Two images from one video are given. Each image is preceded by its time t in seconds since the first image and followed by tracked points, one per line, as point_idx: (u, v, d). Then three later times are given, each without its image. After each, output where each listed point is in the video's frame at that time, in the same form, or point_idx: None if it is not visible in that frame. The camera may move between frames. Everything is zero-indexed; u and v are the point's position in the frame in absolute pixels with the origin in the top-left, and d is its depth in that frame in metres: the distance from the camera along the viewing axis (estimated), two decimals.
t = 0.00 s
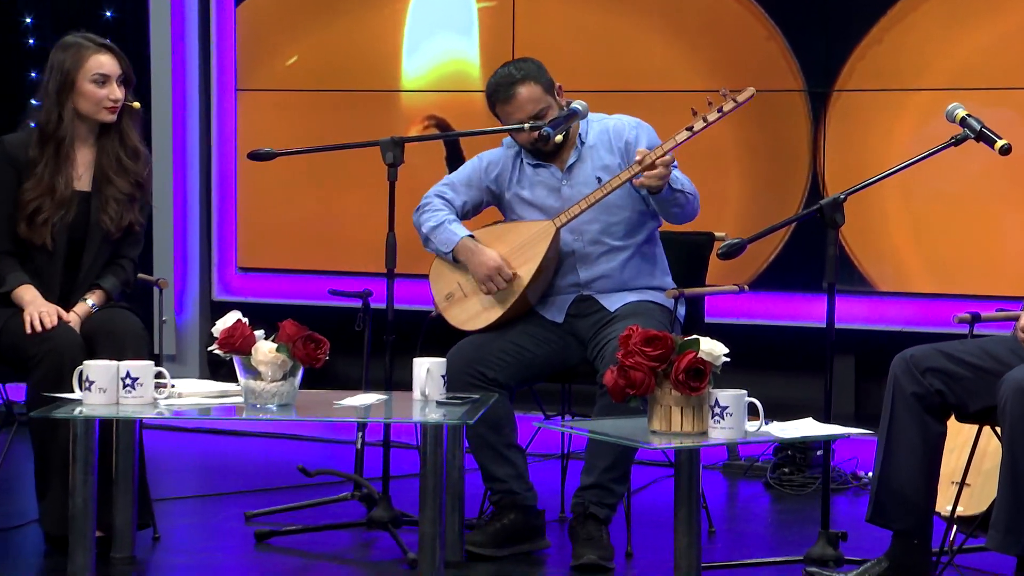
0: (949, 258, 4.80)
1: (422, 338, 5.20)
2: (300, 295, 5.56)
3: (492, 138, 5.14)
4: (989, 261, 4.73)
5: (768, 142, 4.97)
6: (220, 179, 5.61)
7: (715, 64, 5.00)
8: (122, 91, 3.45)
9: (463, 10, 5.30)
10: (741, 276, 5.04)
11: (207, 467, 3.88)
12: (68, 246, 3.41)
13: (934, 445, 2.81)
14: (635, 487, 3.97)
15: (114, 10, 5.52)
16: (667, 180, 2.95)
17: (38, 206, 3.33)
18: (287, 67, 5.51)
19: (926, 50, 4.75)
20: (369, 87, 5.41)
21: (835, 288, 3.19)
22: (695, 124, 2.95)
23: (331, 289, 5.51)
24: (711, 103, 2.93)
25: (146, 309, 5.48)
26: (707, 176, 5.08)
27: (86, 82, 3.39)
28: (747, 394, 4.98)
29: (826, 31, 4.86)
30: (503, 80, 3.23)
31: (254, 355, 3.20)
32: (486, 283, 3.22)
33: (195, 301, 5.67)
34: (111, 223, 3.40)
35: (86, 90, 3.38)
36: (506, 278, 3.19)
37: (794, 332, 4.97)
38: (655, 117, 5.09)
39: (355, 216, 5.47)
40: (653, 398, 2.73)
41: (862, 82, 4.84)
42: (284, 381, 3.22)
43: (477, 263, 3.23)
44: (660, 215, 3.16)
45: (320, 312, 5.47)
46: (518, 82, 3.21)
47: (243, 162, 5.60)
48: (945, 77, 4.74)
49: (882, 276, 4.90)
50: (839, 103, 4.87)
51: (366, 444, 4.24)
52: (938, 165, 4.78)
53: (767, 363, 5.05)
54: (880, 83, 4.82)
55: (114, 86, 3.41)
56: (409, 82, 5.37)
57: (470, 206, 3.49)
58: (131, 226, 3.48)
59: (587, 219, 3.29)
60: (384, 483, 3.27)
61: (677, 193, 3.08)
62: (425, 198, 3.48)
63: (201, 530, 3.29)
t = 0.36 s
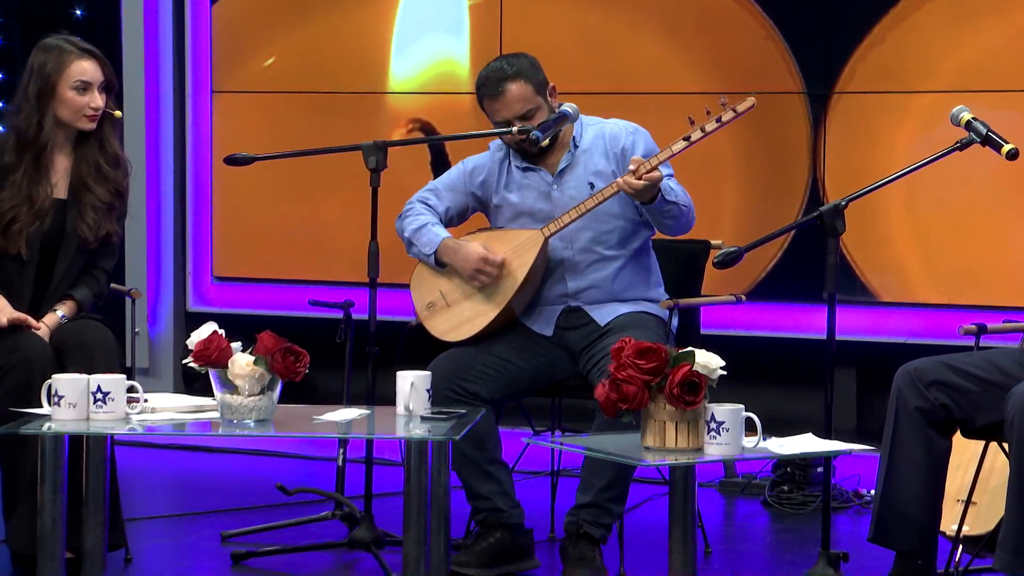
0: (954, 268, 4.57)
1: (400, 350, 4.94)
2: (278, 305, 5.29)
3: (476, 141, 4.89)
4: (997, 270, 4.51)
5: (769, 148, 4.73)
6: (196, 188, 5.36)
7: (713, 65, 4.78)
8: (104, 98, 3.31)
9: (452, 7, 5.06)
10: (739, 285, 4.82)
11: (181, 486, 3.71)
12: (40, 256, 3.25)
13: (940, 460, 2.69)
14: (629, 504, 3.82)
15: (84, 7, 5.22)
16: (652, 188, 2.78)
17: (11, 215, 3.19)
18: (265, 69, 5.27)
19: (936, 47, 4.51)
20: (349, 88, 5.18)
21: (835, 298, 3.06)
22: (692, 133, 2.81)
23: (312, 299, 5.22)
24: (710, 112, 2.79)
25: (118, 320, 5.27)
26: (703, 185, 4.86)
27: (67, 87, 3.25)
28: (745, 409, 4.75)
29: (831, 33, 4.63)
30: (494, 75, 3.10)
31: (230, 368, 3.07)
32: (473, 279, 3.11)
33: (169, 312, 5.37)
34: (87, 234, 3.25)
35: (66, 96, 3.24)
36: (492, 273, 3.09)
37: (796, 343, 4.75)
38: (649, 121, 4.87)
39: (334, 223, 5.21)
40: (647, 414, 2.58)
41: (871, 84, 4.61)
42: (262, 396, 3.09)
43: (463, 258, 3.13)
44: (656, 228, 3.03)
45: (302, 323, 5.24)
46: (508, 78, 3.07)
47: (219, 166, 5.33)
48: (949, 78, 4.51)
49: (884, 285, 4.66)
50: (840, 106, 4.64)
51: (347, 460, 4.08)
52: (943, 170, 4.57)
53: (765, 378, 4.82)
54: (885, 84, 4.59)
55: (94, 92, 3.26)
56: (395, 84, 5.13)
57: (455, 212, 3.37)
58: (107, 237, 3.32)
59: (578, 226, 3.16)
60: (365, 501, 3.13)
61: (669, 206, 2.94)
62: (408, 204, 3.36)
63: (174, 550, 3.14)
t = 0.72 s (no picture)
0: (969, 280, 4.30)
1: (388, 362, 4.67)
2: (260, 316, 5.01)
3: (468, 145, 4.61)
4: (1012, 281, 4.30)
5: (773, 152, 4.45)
6: (178, 196, 5.07)
7: (713, 66, 4.51)
8: (73, 98, 3.19)
9: (446, 4, 4.78)
10: (742, 296, 4.52)
11: (159, 508, 3.54)
12: (11, 264, 3.11)
13: (952, 475, 2.53)
14: (629, 525, 3.67)
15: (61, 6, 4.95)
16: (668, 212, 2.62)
17: None
18: (248, 71, 4.97)
19: (940, 50, 4.25)
20: (332, 92, 4.89)
21: (844, 309, 2.93)
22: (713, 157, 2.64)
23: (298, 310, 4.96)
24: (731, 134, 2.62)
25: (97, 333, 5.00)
26: (706, 191, 4.57)
27: (33, 88, 3.12)
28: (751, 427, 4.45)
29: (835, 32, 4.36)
30: (519, 57, 2.94)
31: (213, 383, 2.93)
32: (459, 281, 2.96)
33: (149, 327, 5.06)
34: (60, 240, 3.12)
35: (34, 96, 3.11)
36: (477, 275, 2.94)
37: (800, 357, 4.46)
38: (649, 126, 4.59)
39: (321, 231, 4.93)
40: (647, 429, 2.42)
41: (880, 85, 4.33)
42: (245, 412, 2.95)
43: (450, 257, 2.98)
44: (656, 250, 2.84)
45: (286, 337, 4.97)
46: (531, 62, 2.91)
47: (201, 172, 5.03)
48: (959, 80, 4.25)
49: (893, 295, 4.39)
50: (847, 109, 4.36)
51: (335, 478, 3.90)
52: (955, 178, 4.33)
53: (774, 395, 4.52)
54: (892, 87, 4.32)
55: (63, 91, 3.14)
56: (386, 87, 4.84)
57: (456, 217, 3.18)
58: (81, 243, 3.18)
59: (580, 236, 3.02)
60: (355, 522, 2.97)
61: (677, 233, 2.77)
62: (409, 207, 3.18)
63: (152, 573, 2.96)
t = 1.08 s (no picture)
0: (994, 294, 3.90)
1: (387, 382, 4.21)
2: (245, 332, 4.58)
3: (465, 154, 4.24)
4: None
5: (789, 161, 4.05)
6: (160, 206, 4.60)
7: (723, 70, 4.13)
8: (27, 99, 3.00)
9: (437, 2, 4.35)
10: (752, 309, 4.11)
11: (142, 533, 3.39)
12: None
13: (973, 498, 2.32)
14: (632, 550, 3.52)
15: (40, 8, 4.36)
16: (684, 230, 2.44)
17: None
18: (225, 72, 4.54)
19: (959, 51, 3.87)
20: (315, 96, 4.47)
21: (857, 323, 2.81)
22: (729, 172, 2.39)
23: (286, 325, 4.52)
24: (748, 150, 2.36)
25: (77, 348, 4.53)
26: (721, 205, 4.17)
27: None
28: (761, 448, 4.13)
29: (853, 33, 3.97)
30: (555, 43, 2.84)
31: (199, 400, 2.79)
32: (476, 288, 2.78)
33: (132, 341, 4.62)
34: (26, 247, 3.00)
35: None
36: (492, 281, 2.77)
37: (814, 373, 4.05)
38: (658, 131, 4.20)
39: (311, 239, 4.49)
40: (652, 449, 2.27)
41: (900, 88, 3.94)
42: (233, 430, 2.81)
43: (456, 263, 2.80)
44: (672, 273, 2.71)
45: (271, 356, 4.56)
46: (568, 49, 2.81)
47: (184, 182, 4.59)
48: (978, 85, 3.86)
49: (910, 310, 4.00)
50: (860, 116, 3.98)
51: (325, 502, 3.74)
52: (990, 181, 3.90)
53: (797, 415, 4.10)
54: (908, 93, 3.93)
55: (18, 93, 2.93)
56: (376, 87, 4.41)
57: (469, 219, 3.01)
58: (49, 248, 3.07)
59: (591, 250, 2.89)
60: (345, 550, 2.81)
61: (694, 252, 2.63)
62: (421, 206, 3.01)
63: None
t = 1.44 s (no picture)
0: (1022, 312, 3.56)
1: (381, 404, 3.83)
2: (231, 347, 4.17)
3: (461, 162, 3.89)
4: None
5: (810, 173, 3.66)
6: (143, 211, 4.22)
7: (732, 71, 3.72)
8: None
9: None
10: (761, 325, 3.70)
11: (125, 559, 3.25)
12: None
13: (992, 523, 2.18)
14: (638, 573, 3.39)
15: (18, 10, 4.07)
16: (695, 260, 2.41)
17: None
18: (204, 77, 4.15)
19: (982, 54, 3.51)
20: (296, 101, 4.07)
21: (872, 339, 2.69)
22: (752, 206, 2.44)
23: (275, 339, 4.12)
24: (772, 185, 2.42)
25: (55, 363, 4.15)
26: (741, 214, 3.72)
27: None
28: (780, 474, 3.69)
29: (866, 30, 3.59)
30: (582, 40, 2.76)
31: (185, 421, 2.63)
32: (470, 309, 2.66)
33: (114, 355, 4.24)
34: None
35: None
36: (494, 300, 2.64)
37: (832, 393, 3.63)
38: (669, 141, 3.79)
39: (300, 254, 4.09)
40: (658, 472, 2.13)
41: (919, 92, 3.56)
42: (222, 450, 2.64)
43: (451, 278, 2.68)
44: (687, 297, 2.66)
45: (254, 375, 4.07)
46: (595, 47, 2.74)
47: (169, 191, 4.20)
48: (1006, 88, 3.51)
49: (928, 325, 3.64)
50: (875, 122, 3.60)
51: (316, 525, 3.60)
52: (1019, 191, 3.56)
53: (826, 445, 3.64)
54: (930, 98, 3.56)
55: None
56: (369, 91, 4.01)
57: (474, 230, 2.89)
58: (7, 255, 2.91)
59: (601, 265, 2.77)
60: None
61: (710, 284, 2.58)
62: (424, 213, 2.89)
63: None
